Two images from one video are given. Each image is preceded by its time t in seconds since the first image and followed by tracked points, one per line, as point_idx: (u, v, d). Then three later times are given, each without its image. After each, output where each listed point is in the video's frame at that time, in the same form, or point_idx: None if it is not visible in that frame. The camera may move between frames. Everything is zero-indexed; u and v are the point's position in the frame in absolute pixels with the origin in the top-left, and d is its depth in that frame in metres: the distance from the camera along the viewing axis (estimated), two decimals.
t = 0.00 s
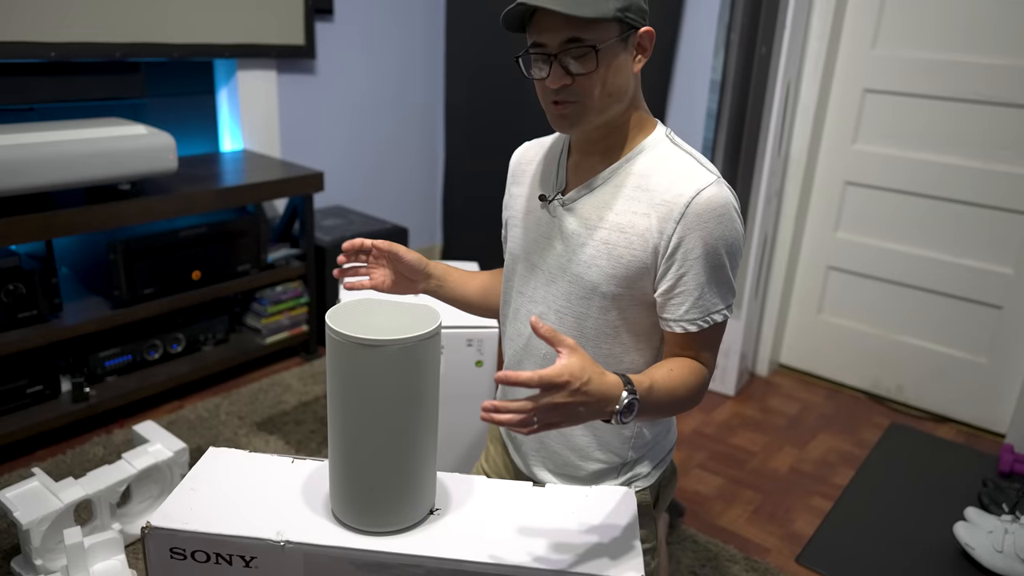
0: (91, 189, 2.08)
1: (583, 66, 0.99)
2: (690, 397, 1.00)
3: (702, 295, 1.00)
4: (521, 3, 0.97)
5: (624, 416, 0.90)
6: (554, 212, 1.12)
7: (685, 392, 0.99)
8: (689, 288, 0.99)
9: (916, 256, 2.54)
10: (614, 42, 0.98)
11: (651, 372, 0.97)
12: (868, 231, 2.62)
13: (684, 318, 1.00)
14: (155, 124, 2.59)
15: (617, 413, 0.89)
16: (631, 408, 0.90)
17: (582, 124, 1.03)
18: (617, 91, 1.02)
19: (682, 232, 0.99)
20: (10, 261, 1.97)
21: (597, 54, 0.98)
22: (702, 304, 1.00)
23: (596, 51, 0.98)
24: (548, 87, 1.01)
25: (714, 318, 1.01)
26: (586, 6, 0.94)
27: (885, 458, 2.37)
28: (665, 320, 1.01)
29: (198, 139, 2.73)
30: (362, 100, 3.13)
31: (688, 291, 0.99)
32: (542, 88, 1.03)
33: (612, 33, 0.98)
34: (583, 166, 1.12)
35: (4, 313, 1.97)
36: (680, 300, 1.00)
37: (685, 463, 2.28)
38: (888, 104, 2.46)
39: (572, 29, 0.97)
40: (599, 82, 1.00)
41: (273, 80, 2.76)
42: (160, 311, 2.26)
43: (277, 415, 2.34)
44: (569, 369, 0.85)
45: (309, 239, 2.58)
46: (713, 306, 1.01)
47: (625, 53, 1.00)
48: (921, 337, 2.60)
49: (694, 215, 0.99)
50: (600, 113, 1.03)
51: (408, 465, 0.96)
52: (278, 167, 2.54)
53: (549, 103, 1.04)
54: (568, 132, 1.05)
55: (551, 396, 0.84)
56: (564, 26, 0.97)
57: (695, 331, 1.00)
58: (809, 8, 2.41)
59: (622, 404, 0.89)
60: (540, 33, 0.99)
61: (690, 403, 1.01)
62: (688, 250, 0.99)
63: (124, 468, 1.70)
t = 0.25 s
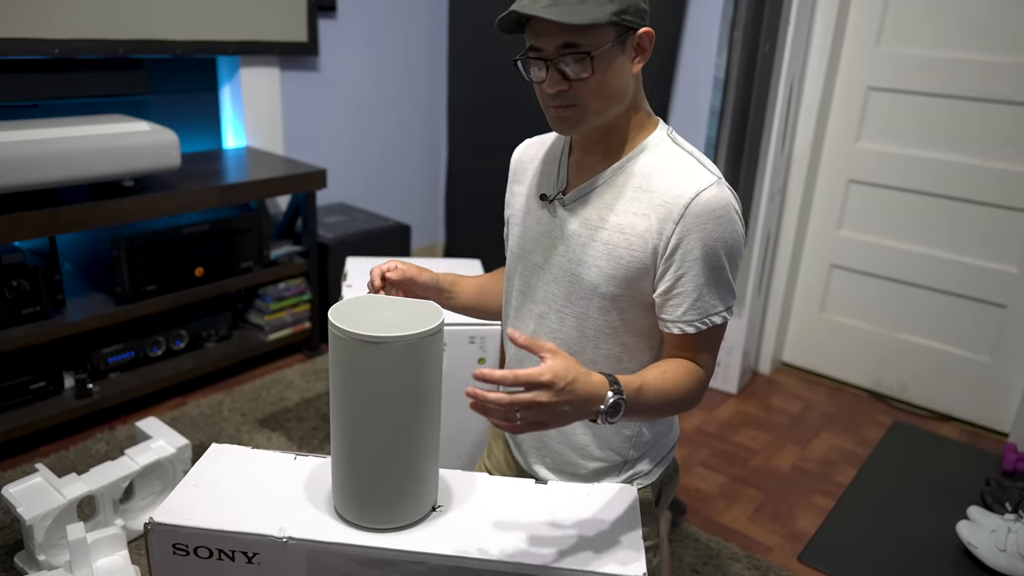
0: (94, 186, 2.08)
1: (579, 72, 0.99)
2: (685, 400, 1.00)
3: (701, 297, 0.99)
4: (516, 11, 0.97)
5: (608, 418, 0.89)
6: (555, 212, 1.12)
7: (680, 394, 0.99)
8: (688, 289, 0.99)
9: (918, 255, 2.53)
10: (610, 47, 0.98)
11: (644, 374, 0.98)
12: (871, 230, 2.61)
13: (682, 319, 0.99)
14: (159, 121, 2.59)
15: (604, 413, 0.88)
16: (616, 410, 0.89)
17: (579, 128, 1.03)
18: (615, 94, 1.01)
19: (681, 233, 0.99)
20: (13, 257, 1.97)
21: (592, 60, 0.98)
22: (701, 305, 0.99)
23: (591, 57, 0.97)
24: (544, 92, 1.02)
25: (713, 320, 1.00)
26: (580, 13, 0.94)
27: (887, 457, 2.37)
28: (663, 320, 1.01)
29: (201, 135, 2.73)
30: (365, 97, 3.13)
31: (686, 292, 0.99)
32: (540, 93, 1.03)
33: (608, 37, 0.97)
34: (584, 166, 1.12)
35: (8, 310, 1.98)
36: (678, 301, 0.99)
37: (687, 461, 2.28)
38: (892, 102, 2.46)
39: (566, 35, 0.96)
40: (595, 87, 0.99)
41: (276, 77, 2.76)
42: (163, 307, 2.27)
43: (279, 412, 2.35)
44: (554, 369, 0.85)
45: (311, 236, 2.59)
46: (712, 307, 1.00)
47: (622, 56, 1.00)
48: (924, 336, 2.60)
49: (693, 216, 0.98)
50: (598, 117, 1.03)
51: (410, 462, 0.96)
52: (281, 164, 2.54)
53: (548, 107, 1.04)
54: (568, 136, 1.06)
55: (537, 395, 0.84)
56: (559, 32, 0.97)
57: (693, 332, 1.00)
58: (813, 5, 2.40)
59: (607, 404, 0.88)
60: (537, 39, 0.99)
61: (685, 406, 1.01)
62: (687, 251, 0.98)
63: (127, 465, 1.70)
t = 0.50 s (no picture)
0: (98, 184, 2.08)
1: (586, 75, 0.99)
2: (665, 395, 1.03)
3: (702, 303, 1.00)
4: (525, 13, 0.97)
5: (569, 358, 0.95)
6: (562, 213, 1.13)
7: (660, 377, 1.02)
8: (688, 293, 1.00)
9: (921, 254, 2.53)
10: (620, 51, 0.97)
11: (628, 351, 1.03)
12: (874, 229, 2.61)
13: (678, 321, 1.00)
14: (161, 119, 2.60)
15: (561, 364, 0.96)
16: (573, 352, 0.96)
17: (586, 132, 1.03)
18: (623, 98, 1.01)
19: (688, 238, 0.99)
20: (16, 255, 1.98)
21: (601, 63, 0.98)
22: (702, 309, 1.00)
23: (600, 60, 0.97)
24: (553, 94, 1.02)
25: (712, 325, 1.01)
26: (589, 17, 0.94)
27: (889, 456, 2.37)
28: (659, 320, 1.02)
29: (204, 133, 2.73)
30: (367, 95, 3.13)
31: (688, 296, 1.00)
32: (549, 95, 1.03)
33: (617, 41, 0.97)
34: (593, 167, 1.12)
35: (11, 307, 1.98)
36: (676, 304, 1.00)
37: (689, 460, 2.28)
38: (895, 101, 2.45)
39: (575, 38, 0.96)
40: (603, 91, 1.00)
41: (278, 74, 2.76)
42: (166, 305, 2.27)
43: (281, 410, 2.35)
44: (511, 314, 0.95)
45: (314, 236, 2.59)
46: (712, 312, 1.01)
47: (632, 60, 0.99)
48: (928, 335, 2.60)
49: (701, 221, 0.99)
50: (606, 121, 1.03)
51: (413, 461, 0.96)
52: (283, 162, 2.54)
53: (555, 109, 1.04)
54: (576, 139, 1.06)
55: (496, 333, 0.93)
56: (568, 34, 0.97)
57: (689, 334, 1.01)
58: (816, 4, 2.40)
59: (563, 344, 0.96)
60: (546, 41, 1.00)
61: (667, 403, 1.04)
62: (693, 256, 0.99)
63: (130, 462, 1.71)
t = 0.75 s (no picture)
0: (99, 183, 2.08)
1: (592, 67, 0.98)
2: (657, 397, 1.02)
3: (709, 311, 1.00)
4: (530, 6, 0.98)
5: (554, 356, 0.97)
6: (572, 214, 1.12)
7: (649, 378, 1.01)
8: (695, 301, 1.00)
9: (923, 254, 2.53)
10: (625, 41, 0.97)
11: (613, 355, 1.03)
12: (876, 228, 2.61)
13: (682, 327, 1.00)
14: (163, 118, 2.60)
15: (546, 363, 0.97)
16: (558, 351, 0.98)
17: (596, 127, 1.03)
18: (631, 91, 1.00)
19: (701, 246, 1.00)
20: (18, 254, 1.98)
21: (606, 54, 0.97)
22: (709, 318, 1.00)
23: (604, 51, 0.97)
24: (562, 90, 1.02)
25: (717, 333, 1.01)
26: (592, 7, 0.94)
27: (890, 455, 2.37)
28: (664, 325, 1.02)
29: (205, 132, 2.73)
30: (369, 93, 3.12)
31: (696, 303, 1.00)
32: (558, 91, 1.03)
33: (622, 33, 0.96)
34: (604, 168, 1.12)
35: (13, 306, 1.99)
36: (682, 310, 1.00)
37: (690, 459, 2.29)
38: (897, 100, 2.45)
39: (580, 29, 0.97)
40: (610, 83, 0.99)
41: (280, 73, 2.76)
42: (167, 304, 2.27)
43: (283, 409, 2.35)
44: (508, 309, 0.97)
45: (316, 234, 2.59)
46: (718, 321, 1.01)
47: (640, 53, 0.98)
48: (930, 335, 2.59)
49: (716, 230, 0.99)
50: (614, 116, 1.02)
51: (415, 461, 0.97)
52: (284, 161, 2.54)
53: (564, 106, 1.04)
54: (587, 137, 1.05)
55: (494, 322, 0.95)
56: (573, 27, 0.97)
57: (693, 341, 1.01)
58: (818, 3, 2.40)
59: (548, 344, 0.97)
60: (553, 36, 1.00)
61: (658, 405, 1.03)
62: (705, 264, 0.99)
63: (132, 462, 1.71)
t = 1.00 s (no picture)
0: (101, 183, 2.09)
1: (617, 57, 0.98)
2: (660, 405, 1.02)
3: (719, 314, 1.00)
4: None
5: (549, 367, 0.97)
6: (580, 217, 1.12)
7: (650, 387, 1.01)
8: (705, 303, 1.00)
9: (924, 254, 2.53)
10: (648, 31, 0.97)
11: (614, 363, 1.03)
12: (878, 228, 2.60)
13: (691, 330, 1.00)
14: (164, 118, 2.60)
15: (541, 374, 0.97)
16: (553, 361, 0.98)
17: (619, 118, 1.01)
18: (654, 84, 1.01)
19: (712, 249, 1.00)
20: (20, 254, 1.98)
21: (632, 43, 0.97)
22: (719, 320, 1.00)
23: (631, 39, 0.97)
24: (582, 82, 1.01)
25: (727, 337, 1.01)
26: None
27: (892, 456, 2.37)
28: (673, 328, 1.02)
29: (206, 132, 2.73)
30: (370, 93, 3.12)
31: (705, 306, 1.00)
32: (577, 84, 1.02)
33: (647, 22, 0.97)
34: (612, 171, 1.12)
35: (15, 306, 1.99)
36: (692, 313, 1.00)
37: (691, 459, 2.28)
38: (898, 100, 2.45)
39: (605, 17, 0.96)
40: (634, 72, 0.98)
41: (281, 73, 2.76)
42: (170, 304, 2.27)
43: (285, 408, 2.35)
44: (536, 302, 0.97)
45: (317, 233, 2.58)
46: (728, 324, 1.00)
47: (661, 45, 0.99)
48: (932, 334, 2.59)
49: (727, 232, 0.99)
50: (637, 109, 1.01)
51: (419, 461, 0.97)
52: (286, 161, 2.55)
53: (584, 99, 1.03)
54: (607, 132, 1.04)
55: (495, 331, 0.95)
56: (598, 15, 0.96)
57: (702, 344, 1.01)
58: (819, 3, 2.39)
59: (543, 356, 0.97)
60: (574, 27, 0.99)
61: (659, 414, 1.03)
62: (715, 267, 1.00)
63: (134, 461, 1.72)
